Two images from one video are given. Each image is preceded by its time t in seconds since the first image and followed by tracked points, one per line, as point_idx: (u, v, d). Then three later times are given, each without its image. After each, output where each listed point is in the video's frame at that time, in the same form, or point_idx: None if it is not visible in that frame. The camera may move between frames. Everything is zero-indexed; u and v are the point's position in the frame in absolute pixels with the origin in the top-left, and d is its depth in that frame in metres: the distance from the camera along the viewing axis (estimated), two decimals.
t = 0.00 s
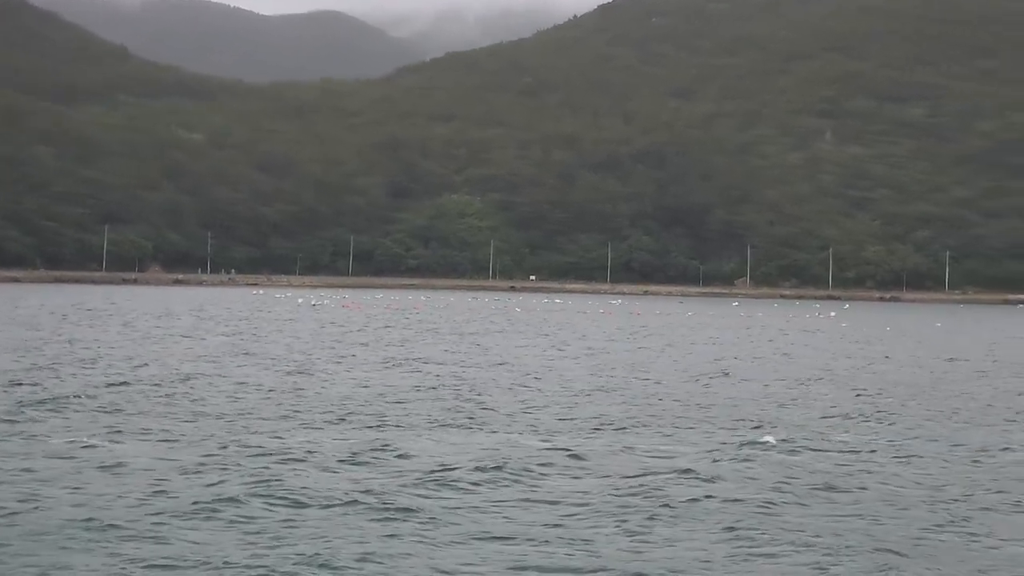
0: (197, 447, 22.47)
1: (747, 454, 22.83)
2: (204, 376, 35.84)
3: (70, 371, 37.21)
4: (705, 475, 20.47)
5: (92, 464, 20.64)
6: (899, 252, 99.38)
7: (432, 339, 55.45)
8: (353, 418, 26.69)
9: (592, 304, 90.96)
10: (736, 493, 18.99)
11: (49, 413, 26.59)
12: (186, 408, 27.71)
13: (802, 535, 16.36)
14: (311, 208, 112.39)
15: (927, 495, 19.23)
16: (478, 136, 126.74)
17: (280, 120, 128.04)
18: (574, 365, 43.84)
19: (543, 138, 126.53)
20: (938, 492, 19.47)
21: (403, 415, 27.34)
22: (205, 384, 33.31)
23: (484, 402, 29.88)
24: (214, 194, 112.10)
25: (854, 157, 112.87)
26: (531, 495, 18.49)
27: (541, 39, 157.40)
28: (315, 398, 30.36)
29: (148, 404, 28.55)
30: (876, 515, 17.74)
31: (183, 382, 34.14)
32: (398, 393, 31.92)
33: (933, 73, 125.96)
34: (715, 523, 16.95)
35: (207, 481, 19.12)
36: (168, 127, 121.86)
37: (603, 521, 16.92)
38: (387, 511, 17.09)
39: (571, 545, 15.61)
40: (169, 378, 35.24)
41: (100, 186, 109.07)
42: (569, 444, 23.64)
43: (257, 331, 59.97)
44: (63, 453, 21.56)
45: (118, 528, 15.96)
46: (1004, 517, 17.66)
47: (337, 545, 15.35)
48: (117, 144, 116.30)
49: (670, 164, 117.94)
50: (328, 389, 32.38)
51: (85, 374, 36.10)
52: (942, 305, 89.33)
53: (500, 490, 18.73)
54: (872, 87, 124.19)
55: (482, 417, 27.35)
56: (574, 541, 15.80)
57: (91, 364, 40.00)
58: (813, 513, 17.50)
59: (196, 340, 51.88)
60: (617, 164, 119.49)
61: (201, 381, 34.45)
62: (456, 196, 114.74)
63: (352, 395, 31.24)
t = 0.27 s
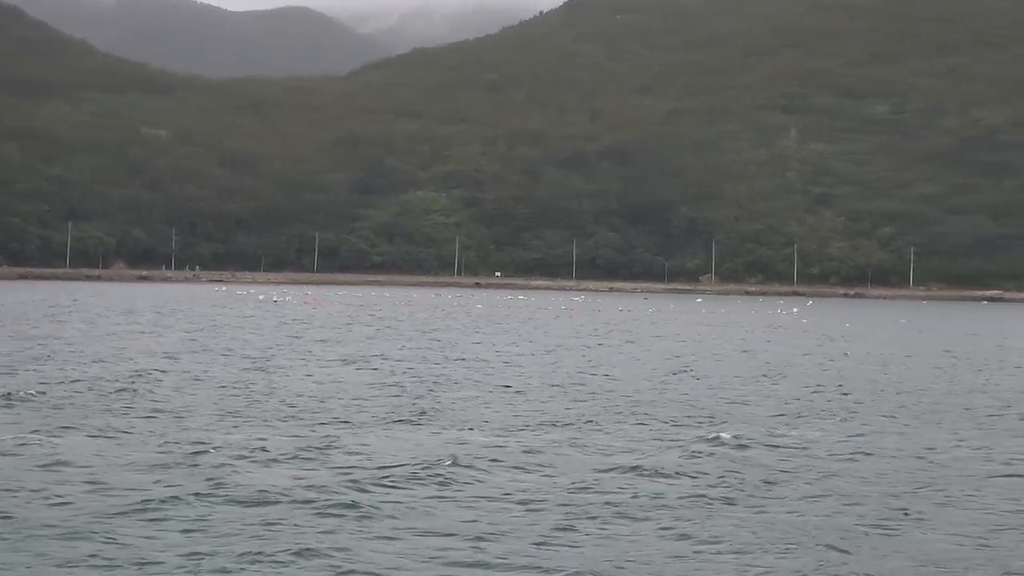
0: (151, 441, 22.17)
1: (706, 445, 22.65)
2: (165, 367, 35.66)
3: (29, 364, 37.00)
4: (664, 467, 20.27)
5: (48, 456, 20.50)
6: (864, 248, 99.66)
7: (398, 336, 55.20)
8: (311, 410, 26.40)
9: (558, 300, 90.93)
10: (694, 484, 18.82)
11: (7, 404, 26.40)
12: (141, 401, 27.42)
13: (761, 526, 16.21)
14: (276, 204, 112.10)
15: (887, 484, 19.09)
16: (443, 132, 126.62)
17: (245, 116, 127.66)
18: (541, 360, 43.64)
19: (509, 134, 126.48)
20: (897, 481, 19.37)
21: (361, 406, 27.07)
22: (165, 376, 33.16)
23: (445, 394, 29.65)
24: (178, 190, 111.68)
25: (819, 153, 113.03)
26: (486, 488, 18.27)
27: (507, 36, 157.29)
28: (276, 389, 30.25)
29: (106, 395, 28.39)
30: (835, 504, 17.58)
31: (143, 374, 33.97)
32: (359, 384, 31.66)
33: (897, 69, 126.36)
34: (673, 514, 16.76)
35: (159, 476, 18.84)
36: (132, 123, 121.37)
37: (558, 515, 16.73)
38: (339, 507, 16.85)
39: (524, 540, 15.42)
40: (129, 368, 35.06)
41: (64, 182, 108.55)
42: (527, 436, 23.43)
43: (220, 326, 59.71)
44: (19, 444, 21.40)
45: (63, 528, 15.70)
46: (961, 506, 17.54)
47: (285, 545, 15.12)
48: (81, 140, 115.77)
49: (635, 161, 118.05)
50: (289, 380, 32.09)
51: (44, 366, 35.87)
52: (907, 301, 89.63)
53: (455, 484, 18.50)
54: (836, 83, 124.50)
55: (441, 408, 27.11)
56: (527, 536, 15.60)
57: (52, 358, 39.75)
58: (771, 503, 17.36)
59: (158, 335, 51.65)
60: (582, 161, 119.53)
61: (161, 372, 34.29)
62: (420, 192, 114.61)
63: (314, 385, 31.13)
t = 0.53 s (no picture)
0: (79, 437, 21.98)
1: (635, 442, 22.59)
2: (101, 366, 35.34)
3: None
4: (589, 464, 20.20)
5: None
6: (812, 247, 99.97)
7: (344, 336, 54.77)
8: (243, 406, 26.18)
9: (506, 298, 90.70)
10: (622, 480, 18.74)
11: None
12: (72, 400, 27.21)
13: (675, 523, 16.13)
14: (224, 202, 111.62)
15: (809, 481, 19.05)
16: (393, 131, 126.40)
17: (194, 115, 127.12)
18: (486, 359, 43.37)
19: (459, 132, 126.35)
20: (826, 478, 19.34)
21: (295, 403, 26.88)
22: (102, 373, 32.90)
23: (383, 390, 29.44)
24: (126, 188, 111.06)
25: (767, 152, 113.29)
26: (407, 485, 18.15)
27: (458, 34, 156.86)
28: (213, 384, 30.07)
29: (39, 394, 28.18)
30: (752, 502, 17.52)
31: (81, 371, 33.70)
32: (296, 381, 31.44)
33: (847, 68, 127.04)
34: (589, 511, 16.67)
35: (81, 474, 18.64)
36: (80, 121, 120.66)
37: (473, 512, 16.63)
38: (254, 506, 16.71)
39: (435, 539, 15.28)
40: (66, 366, 34.75)
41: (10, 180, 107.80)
42: (458, 432, 23.31)
43: (166, 325, 59.30)
44: None
45: None
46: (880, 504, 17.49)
47: (190, 544, 14.96)
48: (29, 137, 114.97)
49: (584, 159, 118.17)
50: (226, 377, 31.88)
51: None
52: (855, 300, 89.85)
53: (375, 481, 18.37)
54: (785, 82, 124.94)
55: (375, 406, 26.92)
56: (437, 534, 15.47)
57: None
58: (688, 500, 17.27)
59: (102, 334, 51.18)
60: (532, 159, 119.56)
61: (98, 369, 34.01)
62: (370, 191, 114.35)
63: (252, 381, 30.94)
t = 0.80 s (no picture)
0: None
1: (550, 442, 22.59)
2: (23, 366, 35.11)
3: None
4: (501, 464, 20.21)
5: None
6: (743, 248, 100.40)
7: (273, 336, 54.63)
8: (161, 407, 26.08)
9: (438, 298, 90.56)
10: (540, 480, 18.75)
11: None
12: None
13: (588, 524, 16.15)
14: (155, 203, 111.00)
15: (719, 481, 19.13)
16: (326, 131, 126.11)
17: (126, 115, 126.41)
18: (413, 358, 43.37)
19: (392, 132, 126.20)
20: (743, 478, 19.43)
21: (214, 403, 26.78)
22: (23, 375, 32.70)
23: (304, 392, 29.35)
24: (56, 188, 110.24)
25: (699, 153, 113.75)
26: (317, 486, 18.07)
27: (391, 34, 156.66)
28: (134, 385, 29.94)
29: None
30: (660, 502, 17.54)
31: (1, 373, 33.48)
32: (220, 382, 31.36)
33: (778, 72, 127.90)
34: (495, 512, 16.63)
35: None
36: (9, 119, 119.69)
37: (382, 514, 16.55)
38: (167, 508, 16.60)
39: (348, 541, 15.24)
40: None
41: None
42: (375, 433, 23.29)
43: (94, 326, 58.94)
44: None
45: None
46: (787, 504, 17.58)
47: (87, 548, 14.82)
48: None
49: (517, 159, 118.25)
50: (149, 378, 31.75)
51: None
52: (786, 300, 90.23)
53: (284, 482, 18.29)
54: (717, 84, 125.57)
55: (295, 407, 26.87)
56: (339, 536, 15.42)
57: None
58: (596, 500, 17.29)
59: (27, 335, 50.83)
60: (465, 159, 119.53)
61: (19, 371, 33.81)
62: (302, 191, 114.02)
63: (173, 382, 30.83)
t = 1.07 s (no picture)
0: None
1: (453, 443, 22.62)
2: None
3: None
4: (400, 465, 20.29)
5: None
6: (660, 248, 100.78)
7: (186, 337, 54.44)
8: (67, 408, 25.94)
9: (355, 300, 90.28)
10: (440, 483, 18.80)
11: None
12: None
13: (486, 531, 16.23)
14: (70, 203, 110.12)
15: (618, 482, 19.27)
16: (243, 130, 125.59)
17: (40, 114, 125.42)
18: (326, 359, 43.39)
19: (310, 132, 125.85)
20: (645, 480, 19.54)
21: (121, 405, 26.68)
22: None
23: (213, 393, 29.29)
24: None
25: (616, 153, 114.21)
26: (208, 490, 17.99)
27: (308, 33, 156.38)
28: (42, 386, 29.84)
29: None
30: (553, 507, 17.66)
31: None
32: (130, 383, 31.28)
33: (695, 74, 128.79)
34: (385, 518, 16.74)
35: None
36: None
37: (281, 520, 16.58)
38: (62, 515, 16.51)
39: (246, 551, 15.26)
40: None
41: None
42: (276, 436, 23.16)
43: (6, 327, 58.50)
44: None
45: None
46: (681, 507, 17.73)
47: None
48: None
49: (435, 158, 118.16)
50: (58, 380, 31.61)
51: None
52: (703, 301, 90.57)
53: (178, 486, 18.21)
54: (633, 86, 126.12)
55: (208, 408, 26.76)
56: (234, 544, 15.42)
57: None
58: (490, 504, 17.35)
59: None
60: (383, 159, 119.34)
61: None
62: (219, 192, 113.46)
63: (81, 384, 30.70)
